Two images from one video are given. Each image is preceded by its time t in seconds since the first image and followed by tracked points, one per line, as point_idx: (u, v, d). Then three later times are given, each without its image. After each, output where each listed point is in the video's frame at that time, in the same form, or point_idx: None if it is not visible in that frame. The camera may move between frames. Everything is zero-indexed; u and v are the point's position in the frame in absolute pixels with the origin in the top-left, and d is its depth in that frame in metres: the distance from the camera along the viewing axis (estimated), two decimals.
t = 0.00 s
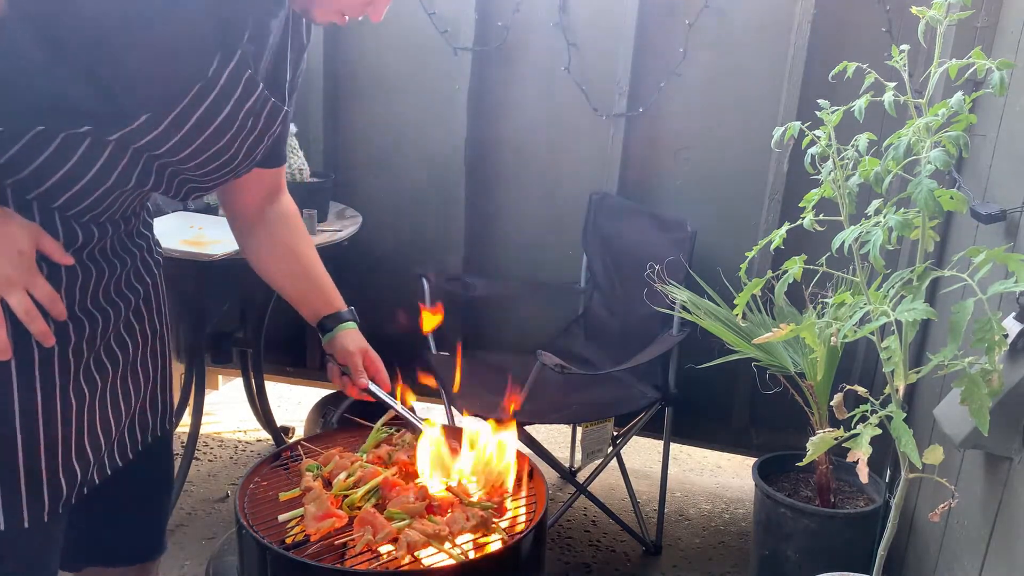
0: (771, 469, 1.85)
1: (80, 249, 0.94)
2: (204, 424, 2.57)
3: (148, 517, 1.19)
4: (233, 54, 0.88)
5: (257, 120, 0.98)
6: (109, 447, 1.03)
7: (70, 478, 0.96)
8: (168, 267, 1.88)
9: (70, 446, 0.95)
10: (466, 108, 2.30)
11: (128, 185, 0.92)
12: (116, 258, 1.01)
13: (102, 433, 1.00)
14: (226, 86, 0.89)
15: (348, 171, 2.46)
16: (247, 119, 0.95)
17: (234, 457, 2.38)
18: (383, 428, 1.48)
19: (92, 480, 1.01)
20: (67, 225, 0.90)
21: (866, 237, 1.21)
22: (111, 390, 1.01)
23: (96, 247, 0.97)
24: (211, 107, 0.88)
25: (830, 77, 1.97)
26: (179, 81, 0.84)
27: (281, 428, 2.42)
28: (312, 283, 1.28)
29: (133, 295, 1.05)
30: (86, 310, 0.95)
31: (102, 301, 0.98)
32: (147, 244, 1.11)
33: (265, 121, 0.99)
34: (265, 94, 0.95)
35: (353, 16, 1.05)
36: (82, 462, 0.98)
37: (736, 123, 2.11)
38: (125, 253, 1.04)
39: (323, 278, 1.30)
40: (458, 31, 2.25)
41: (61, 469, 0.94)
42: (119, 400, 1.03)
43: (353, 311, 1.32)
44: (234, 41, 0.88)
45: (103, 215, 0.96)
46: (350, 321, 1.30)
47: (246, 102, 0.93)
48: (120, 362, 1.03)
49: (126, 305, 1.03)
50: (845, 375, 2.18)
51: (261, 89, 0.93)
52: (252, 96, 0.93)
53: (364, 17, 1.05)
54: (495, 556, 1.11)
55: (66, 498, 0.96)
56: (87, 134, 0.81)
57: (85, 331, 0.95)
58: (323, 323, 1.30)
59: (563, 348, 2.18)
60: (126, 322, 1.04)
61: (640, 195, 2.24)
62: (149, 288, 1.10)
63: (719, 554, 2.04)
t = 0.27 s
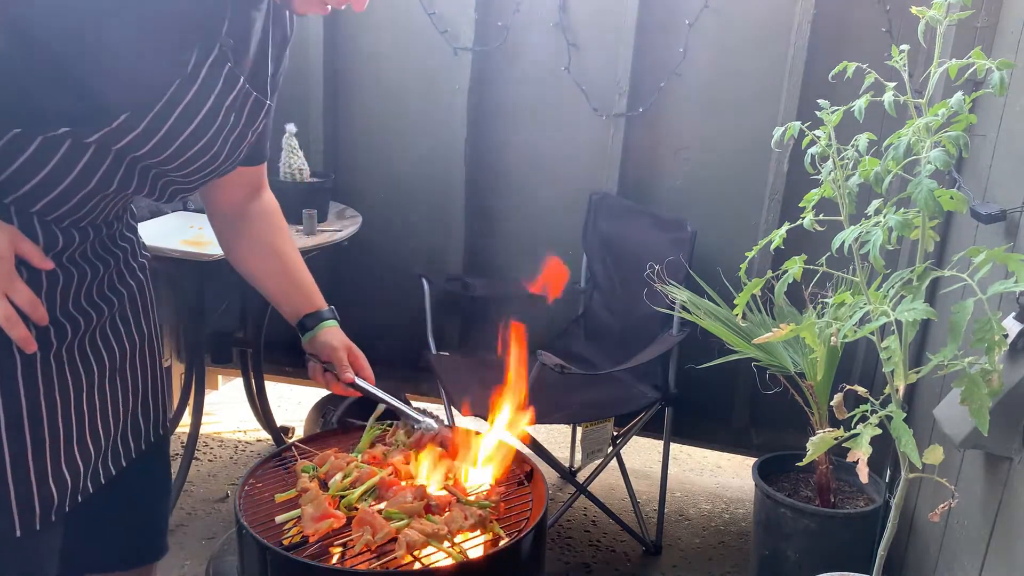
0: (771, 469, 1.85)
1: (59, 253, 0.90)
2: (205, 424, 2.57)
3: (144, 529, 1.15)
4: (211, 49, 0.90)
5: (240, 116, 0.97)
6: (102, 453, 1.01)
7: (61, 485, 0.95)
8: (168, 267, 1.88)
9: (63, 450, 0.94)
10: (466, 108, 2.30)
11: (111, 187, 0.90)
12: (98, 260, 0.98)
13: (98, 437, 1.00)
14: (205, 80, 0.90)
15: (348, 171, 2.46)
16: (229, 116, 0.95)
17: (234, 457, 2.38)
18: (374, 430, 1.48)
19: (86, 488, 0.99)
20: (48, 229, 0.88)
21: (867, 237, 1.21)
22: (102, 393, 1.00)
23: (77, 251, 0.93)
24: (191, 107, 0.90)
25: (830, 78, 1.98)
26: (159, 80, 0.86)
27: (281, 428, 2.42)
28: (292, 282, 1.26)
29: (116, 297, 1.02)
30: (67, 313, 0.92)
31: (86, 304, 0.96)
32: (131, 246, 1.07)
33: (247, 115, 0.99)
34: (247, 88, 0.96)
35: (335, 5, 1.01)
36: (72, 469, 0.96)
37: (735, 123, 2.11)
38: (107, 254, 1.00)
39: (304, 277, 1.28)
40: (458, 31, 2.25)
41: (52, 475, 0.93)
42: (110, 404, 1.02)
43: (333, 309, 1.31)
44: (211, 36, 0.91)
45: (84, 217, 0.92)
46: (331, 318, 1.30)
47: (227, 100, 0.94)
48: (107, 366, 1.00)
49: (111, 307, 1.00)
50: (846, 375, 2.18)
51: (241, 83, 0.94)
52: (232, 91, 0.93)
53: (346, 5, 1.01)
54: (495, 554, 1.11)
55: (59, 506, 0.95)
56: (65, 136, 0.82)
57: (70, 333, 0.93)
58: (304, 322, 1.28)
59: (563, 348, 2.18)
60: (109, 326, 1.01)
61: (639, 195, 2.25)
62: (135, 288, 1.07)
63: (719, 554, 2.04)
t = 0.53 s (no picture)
0: (771, 469, 1.85)
1: (45, 255, 0.91)
2: (205, 424, 2.57)
3: (137, 533, 1.15)
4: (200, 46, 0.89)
5: (229, 118, 0.95)
6: (93, 457, 1.01)
7: (54, 489, 0.94)
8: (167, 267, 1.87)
9: (55, 451, 0.94)
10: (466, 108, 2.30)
11: (98, 190, 0.91)
12: (87, 261, 0.98)
13: (90, 439, 1.00)
14: (193, 79, 0.88)
15: (348, 171, 2.46)
16: (219, 117, 0.93)
17: (234, 457, 2.38)
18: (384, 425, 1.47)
19: (79, 492, 0.99)
20: (35, 231, 0.88)
21: (867, 237, 1.21)
22: (94, 394, 1.00)
23: (64, 252, 0.94)
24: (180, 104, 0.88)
25: (830, 77, 1.98)
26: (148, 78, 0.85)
27: (281, 428, 2.42)
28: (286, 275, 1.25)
29: (106, 299, 1.02)
30: (57, 315, 0.93)
31: (76, 305, 0.96)
32: (122, 248, 1.07)
33: (239, 115, 0.97)
34: (236, 88, 0.94)
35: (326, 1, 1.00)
36: (64, 473, 0.96)
37: (735, 123, 2.11)
38: (96, 255, 1.00)
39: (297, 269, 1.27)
40: (458, 31, 2.25)
41: (43, 479, 0.92)
42: (102, 406, 1.02)
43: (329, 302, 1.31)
44: (199, 33, 0.89)
45: (72, 220, 0.93)
46: (326, 312, 1.29)
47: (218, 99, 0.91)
48: (97, 368, 1.00)
49: (100, 307, 1.01)
50: (846, 375, 2.18)
51: (231, 83, 0.92)
52: (221, 90, 0.91)
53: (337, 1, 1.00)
54: (495, 554, 1.11)
55: (52, 509, 0.94)
56: (49, 139, 0.81)
57: (57, 334, 0.93)
58: (300, 315, 1.27)
59: (563, 348, 2.18)
60: (98, 328, 1.01)
61: (639, 195, 2.25)
62: (126, 289, 1.07)
63: (719, 554, 2.04)
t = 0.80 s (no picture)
0: (771, 470, 1.85)
1: (39, 258, 0.89)
2: (204, 424, 2.57)
3: (131, 536, 1.14)
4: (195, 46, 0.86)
5: (225, 118, 0.93)
6: (90, 460, 1.00)
7: (50, 493, 0.94)
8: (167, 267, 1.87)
9: (49, 457, 0.93)
10: (466, 108, 2.30)
11: (92, 192, 0.89)
12: (82, 263, 0.98)
13: (85, 443, 0.99)
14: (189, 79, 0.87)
15: (348, 171, 2.46)
16: (214, 118, 0.91)
17: (234, 457, 2.38)
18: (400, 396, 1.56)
19: (76, 496, 0.98)
20: (29, 234, 0.86)
21: (867, 237, 1.21)
22: (90, 397, 0.99)
23: (57, 255, 0.92)
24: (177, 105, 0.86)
25: (830, 77, 1.98)
26: (145, 78, 0.82)
27: (281, 428, 2.43)
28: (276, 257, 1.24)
29: (101, 301, 1.01)
30: (53, 318, 0.92)
31: (69, 308, 0.95)
32: (117, 249, 1.07)
33: (233, 115, 0.95)
34: (231, 88, 0.91)
35: None
36: (61, 476, 0.95)
37: (735, 123, 2.11)
38: (90, 257, 1.00)
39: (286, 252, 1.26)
40: (458, 31, 2.25)
41: (40, 483, 0.92)
42: (99, 408, 1.01)
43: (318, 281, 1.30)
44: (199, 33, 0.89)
45: (64, 222, 0.91)
46: (318, 291, 1.29)
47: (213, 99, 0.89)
48: (92, 371, 0.99)
49: (94, 311, 1.00)
50: (846, 375, 2.18)
51: (225, 84, 0.90)
52: (215, 91, 0.89)
53: None
54: (495, 554, 1.11)
55: (49, 513, 0.94)
56: (39, 142, 0.78)
57: (51, 338, 0.91)
58: (294, 298, 1.27)
59: (563, 348, 2.18)
60: (94, 330, 1.00)
61: (639, 195, 2.24)
62: (120, 290, 1.06)
63: (719, 554, 2.04)
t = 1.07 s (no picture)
0: (771, 470, 1.85)
1: (30, 259, 0.87)
2: (205, 424, 2.57)
3: (125, 535, 1.14)
4: (184, 42, 0.85)
5: (217, 117, 0.92)
6: (84, 465, 0.99)
7: (44, 498, 0.92)
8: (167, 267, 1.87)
9: (43, 462, 0.91)
10: (467, 108, 2.30)
11: (83, 193, 0.87)
12: (73, 265, 0.95)
13: (78, 448, 0.97)
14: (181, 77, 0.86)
15: (348, 171, 2.46)
16: (206, 117, 0.90)
17: (234, 457, 2.38)
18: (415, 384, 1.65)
19: (71, 500, 0.97)
20: (18, 236, 0.84)
21: (867, 237, 1.21)
22: (83, 401, 0.97)
23: (49, 257, 0.90)
24: (166, 106, 0.85)
25: (830, 78, 1.98)
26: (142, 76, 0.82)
27: (281, 428, 2.43)
28: (253, 250, 1.22)
29: (93, 303, 1.00)
30: (43, 320, 0.90)
31: (60, 311, 0.93)
32: (109, 252, 1.05)
33: (225, 114, 0.93)
34: (223, 87, 0.90)
35: None
36: (55, 481, 0.93)
37: (735, 123, 2.11)
38: (82, 259, 0.97)
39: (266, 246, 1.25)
40: (458, 31, 2.26)
41: (34, 487, 0.90)
42: (92, 409, 1.00)
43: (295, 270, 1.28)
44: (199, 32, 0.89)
45: (55, 224, 0.89)
46: (297, 281, 1.27)
47: (203, 97, 0.88)
48: (84, 375, 0.97)
49: (86, 314, 0.98)
50: (846, 375, 2.18)
51: (217, 81, 0.88)
52: (205, 89, 0.88)
53: None
54: (495, 553, 1.11)
55: (43, 519, 0.92)
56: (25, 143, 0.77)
57: (42, 341, 0.90)
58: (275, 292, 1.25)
59: (563, 348, 2.18)
60: (86, 331, 0.99)
61: (639, 195, 2.24)
62: (112, 293, 1.04)
63: (719, 554, 2.04)
